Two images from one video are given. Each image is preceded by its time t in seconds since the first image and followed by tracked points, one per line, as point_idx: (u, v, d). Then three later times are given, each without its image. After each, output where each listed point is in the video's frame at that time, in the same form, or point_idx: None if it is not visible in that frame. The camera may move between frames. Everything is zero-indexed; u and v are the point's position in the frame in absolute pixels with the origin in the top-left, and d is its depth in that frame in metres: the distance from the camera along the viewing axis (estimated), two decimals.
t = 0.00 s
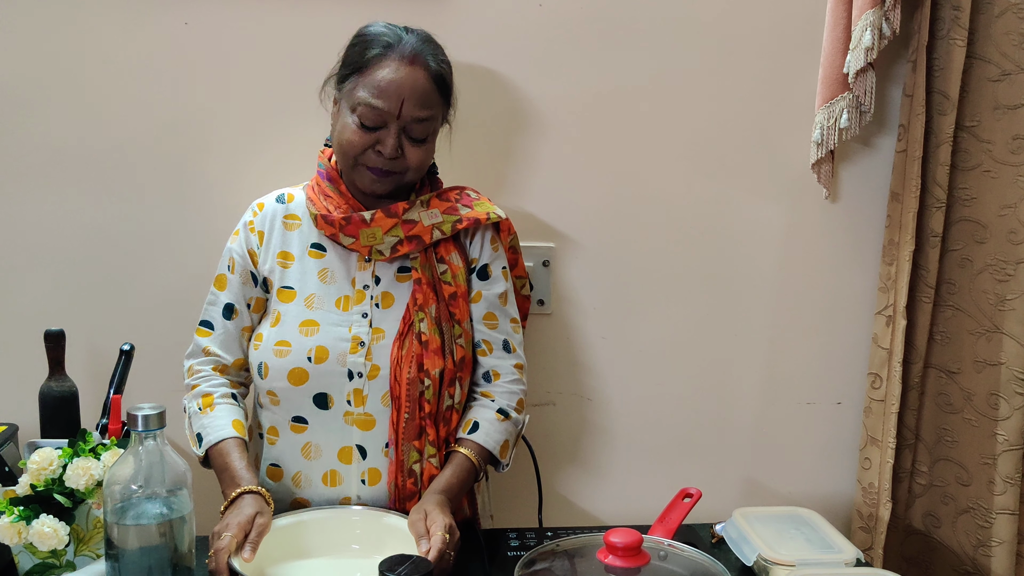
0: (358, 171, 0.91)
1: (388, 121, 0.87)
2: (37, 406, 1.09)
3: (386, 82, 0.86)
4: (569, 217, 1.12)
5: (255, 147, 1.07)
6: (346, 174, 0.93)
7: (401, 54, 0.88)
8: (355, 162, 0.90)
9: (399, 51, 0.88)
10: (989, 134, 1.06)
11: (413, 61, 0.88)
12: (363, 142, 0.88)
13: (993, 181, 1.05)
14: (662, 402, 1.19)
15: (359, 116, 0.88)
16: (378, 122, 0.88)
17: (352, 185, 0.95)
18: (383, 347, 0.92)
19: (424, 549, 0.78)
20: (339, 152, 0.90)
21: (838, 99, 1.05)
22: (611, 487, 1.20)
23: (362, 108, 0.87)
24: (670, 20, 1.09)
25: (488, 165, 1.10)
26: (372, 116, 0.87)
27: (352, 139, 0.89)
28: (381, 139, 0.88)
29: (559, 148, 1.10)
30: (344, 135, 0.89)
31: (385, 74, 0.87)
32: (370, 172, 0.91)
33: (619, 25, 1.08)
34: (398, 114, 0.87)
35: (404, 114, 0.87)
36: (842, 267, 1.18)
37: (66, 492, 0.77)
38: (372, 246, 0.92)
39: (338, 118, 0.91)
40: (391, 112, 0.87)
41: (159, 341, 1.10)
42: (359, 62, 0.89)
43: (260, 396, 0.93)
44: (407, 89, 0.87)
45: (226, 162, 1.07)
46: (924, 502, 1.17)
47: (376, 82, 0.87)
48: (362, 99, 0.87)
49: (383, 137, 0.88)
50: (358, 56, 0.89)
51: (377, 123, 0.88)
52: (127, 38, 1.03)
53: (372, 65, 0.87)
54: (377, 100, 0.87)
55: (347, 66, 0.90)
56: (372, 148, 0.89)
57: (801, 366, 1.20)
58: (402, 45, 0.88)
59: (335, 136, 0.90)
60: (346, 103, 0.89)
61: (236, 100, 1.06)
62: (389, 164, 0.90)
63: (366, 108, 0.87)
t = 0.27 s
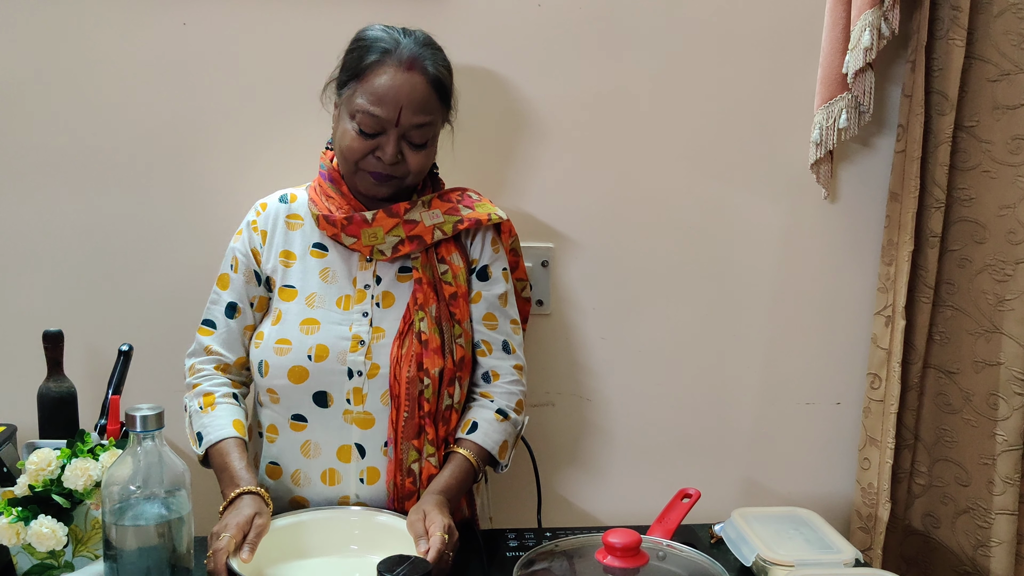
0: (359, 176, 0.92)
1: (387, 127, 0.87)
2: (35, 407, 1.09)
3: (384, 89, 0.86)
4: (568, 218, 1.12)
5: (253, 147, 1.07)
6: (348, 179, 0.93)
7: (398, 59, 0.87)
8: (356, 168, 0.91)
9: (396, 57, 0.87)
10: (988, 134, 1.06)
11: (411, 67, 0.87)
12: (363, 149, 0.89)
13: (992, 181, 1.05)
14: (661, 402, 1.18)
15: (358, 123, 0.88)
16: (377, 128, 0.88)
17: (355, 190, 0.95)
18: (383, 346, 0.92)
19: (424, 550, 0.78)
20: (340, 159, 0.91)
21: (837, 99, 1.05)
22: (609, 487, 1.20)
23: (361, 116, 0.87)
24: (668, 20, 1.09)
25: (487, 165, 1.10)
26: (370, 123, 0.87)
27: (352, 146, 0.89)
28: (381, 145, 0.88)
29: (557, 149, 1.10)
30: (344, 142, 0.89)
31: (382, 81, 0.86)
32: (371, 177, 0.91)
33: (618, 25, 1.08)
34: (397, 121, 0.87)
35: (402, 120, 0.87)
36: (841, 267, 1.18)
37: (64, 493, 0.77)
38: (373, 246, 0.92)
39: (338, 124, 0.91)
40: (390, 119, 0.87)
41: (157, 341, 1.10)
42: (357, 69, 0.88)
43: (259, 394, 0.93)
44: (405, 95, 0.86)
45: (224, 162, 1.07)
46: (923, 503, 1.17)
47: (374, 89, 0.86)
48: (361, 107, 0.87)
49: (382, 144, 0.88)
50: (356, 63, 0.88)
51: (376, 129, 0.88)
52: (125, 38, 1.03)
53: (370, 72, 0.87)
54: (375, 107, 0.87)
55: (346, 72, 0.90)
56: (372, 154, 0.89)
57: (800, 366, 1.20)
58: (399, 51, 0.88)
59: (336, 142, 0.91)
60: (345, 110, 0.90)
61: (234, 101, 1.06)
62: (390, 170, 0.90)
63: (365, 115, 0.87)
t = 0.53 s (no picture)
0: (361, 176, 0.92)
1: (387, 127, 0.87)
2: (34, 407, 1.09)
3: (384, 90, 0.86)
4: (566, 218, 1.12)
5: (251, 148, 1.07)
6: (349, 179, 0.93)
7: (398, 60, 0.87)
8: (357, 168, 0.91)
9: (395, 58, 0.87)
10: (987, 134, 1.06)
11: (410, 68, 0.87)
12: (364, 149, 0.89)
13: (991, 181, 1.05)
14: (659, 402, 1.18)
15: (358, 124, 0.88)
16: (377, 129, 0.88)
17: (356, 191, 0.95)
18: (382, 345, 0.92)
19: (423, 550, 0.78)
20: (341, 160, 0.91)
21: (835, 100, 1.05)
22: (609, 488, 1.20)
23: (361, 117, 0.87)
24: (667, 20, 1.09)
25: (486, 166, 1.10)
26: (370, 124, 0.87)
27: (353, 147, 0.89)
28: (381, 145, 0.88)
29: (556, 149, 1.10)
30: (344, 143, 0.89)
31: (382, 82, 0.86)
32: (372, 177, 0.91)
33: (616, 26, 1.08)
34: (397, 121, 0.87)
35: (402, 121, 0.87)
36: (839, 267, 1.18)
37: (63, 494, 0.77)
38: (373, 245, 0.92)
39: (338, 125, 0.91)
40: (390, 119, 0.87)
41: (156, 342, 1.10)
42: (357, 70, 0.88)
43: (259, 393, 0.93)
44: (405, 96, 0.86)
45: (223, 163, 1.07)
46: (923, 503, 1.17)
47: (374, 90, 0.86)
48: (361, 108, 0.87)
49: (383, 144, 0.88)
50: (355, 64, 0.89)
51: (376, 130, 0.88)
52: (124, 39, 1.03)
53: (369, 73, 0.87)
54: (375, 108, 0.87)
55: (345, 74, 0.90)
56: (373, 155, 0.89)
57: (799, 366, 1.20)
58: (398, 52, 0.88)
59: (336, 143, 0.91)
60: (345, 111, 0.90)
61: (233, 101, 1.06)
62: (391, 169, 0.90)
63: (365, 116, 0.87)
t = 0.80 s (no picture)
0: (360, 175, 0.92)
1: (386, 126, 0.87)
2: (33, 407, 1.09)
3: (383, 88, 0.86)
4: (566, 217, 1.12)
5: (251, 147, 1.07)
6: (348, 178, 0.93)
7: (396, 59, 0.87)
8: (356, 167, 0.91)
9: (394, 57, 0.87)
10: (987, 133, 1.06)
11: (409, 67, 0.87)
12: (363, 148, 0.88)
13: (991, 180, 1.05)
14: (659, 402, 1.18)
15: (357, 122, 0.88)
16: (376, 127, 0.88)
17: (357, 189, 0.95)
18: (381, 341, 0.92)
19: (422, 550, 0.78)
20: (341, 159, 0.91)
21: (835, 99, 1.05)
22: (609, 487, 1.20)
23: (360, 115, 0.87)
24: (666, 19, 1.09)
25: (486, 165, 1.10)
26: (370, 123, 0.87)
27: (352, 145, 0.89)
28: (380, 144, 0.88)
29: (556, 148, 1.10)
30: (344, 141, 0.89)
31: (381, 80, 0.86)
32: (371, 176, 0.92)
33: (615, 25, 1.08)
34: (396, 120, 0.87)
35: (402, 119, 0.87)
36: (839, 266, 1.18)
37: (62, 494, 0.77)
38: (373, 241, 0.92)
39: (338, 124, 0.91)
40: (389, 118, 0.87)
41: (155, 342, 1.10)
42: (356, 69, 0.88)
43: (258, 388, 0.93)
44: (404, 94, 0.86)
45: (222, 162, 1.07)
46: (923, 502, 1.17)
47: (373, 89, 0.86)
48: (360, 106, 0.87)
49: (382, 142, 0.88)
50: (355, 63, 0.89)
51: (375, 128, 0.88)
52: (123, 38, 1.03)
53: (368, 72, 0.87)
54: (375, 106, 0.87)
55: (345, 73, 0.90)
56: (372, 153, 0.89)
57: (798, 365, 1.20)
58: (398, 51, 0.88)
59: (336, 141, 0.91)
60: (345, 110, 0.89)
61: (232, 101, 1.05)
62: (390, 168, 0.90)
63: (364, 115, 0.87)
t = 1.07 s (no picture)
0: (366, 160, 0.91)
1: (390, 100, 0.88)
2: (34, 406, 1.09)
3: (382, 62, 0.88)
4: (566, 216, 1.12)
5: (251, 146, 1.07)
6: (354, 168, 0.92)
7: (392, 39, 0.90)
8: (362, 150, 0.90)
9: (387, 38, 0.90)
10: (987, 132, 1.05)
11: (403, 45, 0.90)
12: (368, 125, 0.89)
13: (991, 179, 1.05)
14: (659, 401, 1.18)
15: (360, 102, 0.89)
16: (378, 103, 0.89)
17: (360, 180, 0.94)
18: (380, 340, 0.92)
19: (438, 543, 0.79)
20: (344, 144, 0.90)
21: (835, 98, 1.05)
22: (609, 486, 1.20)
23: (362, 92, 0.88)
24: (666, 19, 1.09)
25: (486, 164, 1.10)
26: (374, 99, 0.88)
27: (356, 125, 0.89)
28: (385, 118, 0.89)
29: (556, 147, 1.10)
30: (347, 125, 0.89)
31: (378, 56, 0.88)
32: (379, 158, 0.90)
33: (616, 24, 1.08)
34: (398, 90, 0.88)
35: (404, 89, 0.88)
36: (839, 265, 1.18)
37: (63, 493, 0.77)
38: (371, 238, 0.92)
39: (337, 114, 0.91)
40: (391, 89, 0.88)
41: (155, 341, 1.10)
42: (350, 57, 0.91)
43: (255, 388, 0.93)
44: (403, 65, 0.88)
45: (222, 161, 1.07)
46: (923, 501, 1.17)
47: (371, 66, 0.88)
48: (361, 84, 0.88)
49: (386, 117, 0.89)
50: (348, 52, 0.91)
51: (378, 105, 0.89)
52: (123, 38, 1.03)
53: (364, 54, 0.89)
54: (376, 81, 0.88)
55: (339, 65, 0.92)
56: (378, 130, 0.89)
57: (798, 364, 1.20)
58: (388, 33, 0.91)
59: (337, 130, 0.91)
60: (343, 98, 0.90)
61: (232, 100, 1.05)
62: (397, 143, 0.89)
63: (366, 90, 0.88)
